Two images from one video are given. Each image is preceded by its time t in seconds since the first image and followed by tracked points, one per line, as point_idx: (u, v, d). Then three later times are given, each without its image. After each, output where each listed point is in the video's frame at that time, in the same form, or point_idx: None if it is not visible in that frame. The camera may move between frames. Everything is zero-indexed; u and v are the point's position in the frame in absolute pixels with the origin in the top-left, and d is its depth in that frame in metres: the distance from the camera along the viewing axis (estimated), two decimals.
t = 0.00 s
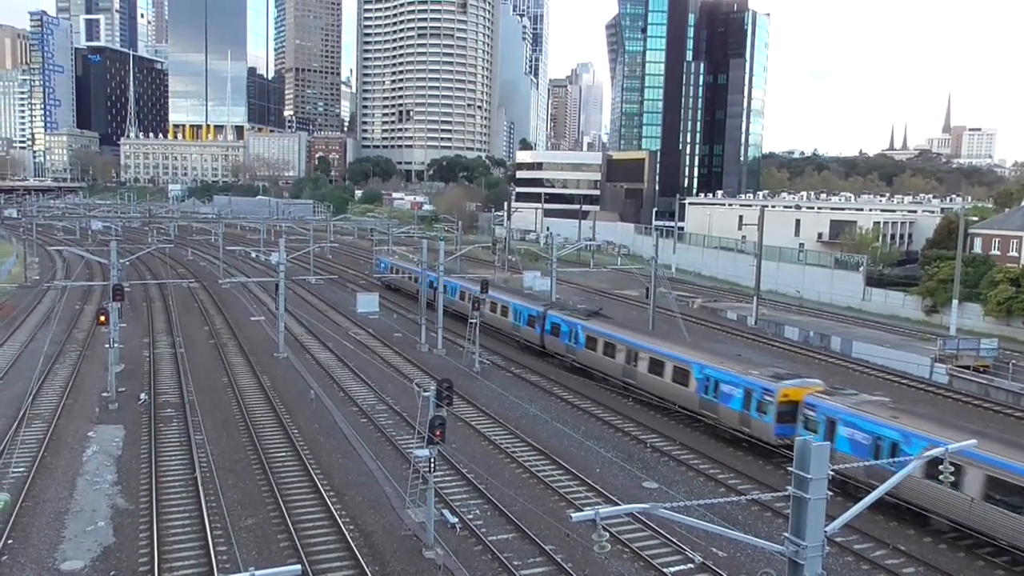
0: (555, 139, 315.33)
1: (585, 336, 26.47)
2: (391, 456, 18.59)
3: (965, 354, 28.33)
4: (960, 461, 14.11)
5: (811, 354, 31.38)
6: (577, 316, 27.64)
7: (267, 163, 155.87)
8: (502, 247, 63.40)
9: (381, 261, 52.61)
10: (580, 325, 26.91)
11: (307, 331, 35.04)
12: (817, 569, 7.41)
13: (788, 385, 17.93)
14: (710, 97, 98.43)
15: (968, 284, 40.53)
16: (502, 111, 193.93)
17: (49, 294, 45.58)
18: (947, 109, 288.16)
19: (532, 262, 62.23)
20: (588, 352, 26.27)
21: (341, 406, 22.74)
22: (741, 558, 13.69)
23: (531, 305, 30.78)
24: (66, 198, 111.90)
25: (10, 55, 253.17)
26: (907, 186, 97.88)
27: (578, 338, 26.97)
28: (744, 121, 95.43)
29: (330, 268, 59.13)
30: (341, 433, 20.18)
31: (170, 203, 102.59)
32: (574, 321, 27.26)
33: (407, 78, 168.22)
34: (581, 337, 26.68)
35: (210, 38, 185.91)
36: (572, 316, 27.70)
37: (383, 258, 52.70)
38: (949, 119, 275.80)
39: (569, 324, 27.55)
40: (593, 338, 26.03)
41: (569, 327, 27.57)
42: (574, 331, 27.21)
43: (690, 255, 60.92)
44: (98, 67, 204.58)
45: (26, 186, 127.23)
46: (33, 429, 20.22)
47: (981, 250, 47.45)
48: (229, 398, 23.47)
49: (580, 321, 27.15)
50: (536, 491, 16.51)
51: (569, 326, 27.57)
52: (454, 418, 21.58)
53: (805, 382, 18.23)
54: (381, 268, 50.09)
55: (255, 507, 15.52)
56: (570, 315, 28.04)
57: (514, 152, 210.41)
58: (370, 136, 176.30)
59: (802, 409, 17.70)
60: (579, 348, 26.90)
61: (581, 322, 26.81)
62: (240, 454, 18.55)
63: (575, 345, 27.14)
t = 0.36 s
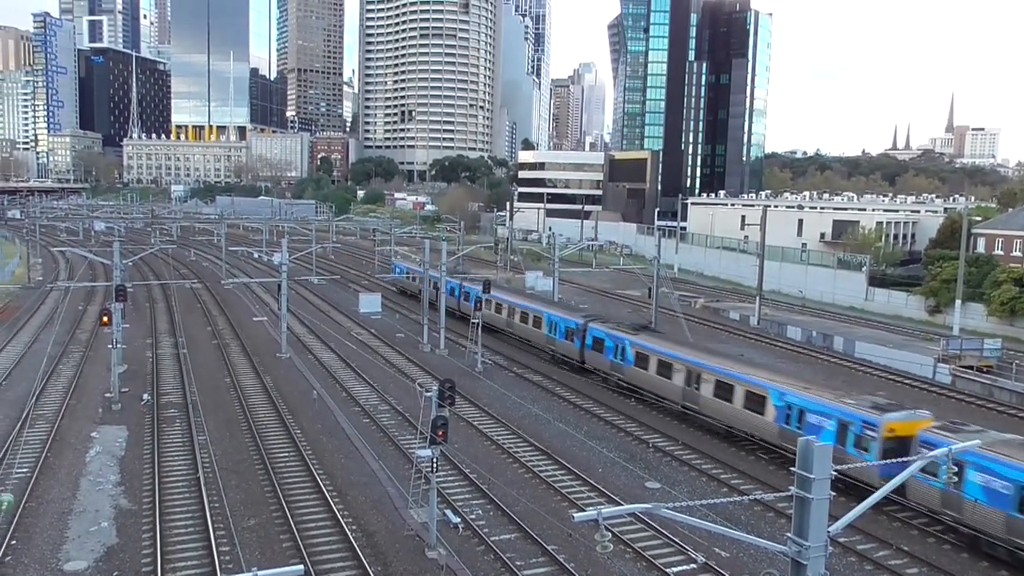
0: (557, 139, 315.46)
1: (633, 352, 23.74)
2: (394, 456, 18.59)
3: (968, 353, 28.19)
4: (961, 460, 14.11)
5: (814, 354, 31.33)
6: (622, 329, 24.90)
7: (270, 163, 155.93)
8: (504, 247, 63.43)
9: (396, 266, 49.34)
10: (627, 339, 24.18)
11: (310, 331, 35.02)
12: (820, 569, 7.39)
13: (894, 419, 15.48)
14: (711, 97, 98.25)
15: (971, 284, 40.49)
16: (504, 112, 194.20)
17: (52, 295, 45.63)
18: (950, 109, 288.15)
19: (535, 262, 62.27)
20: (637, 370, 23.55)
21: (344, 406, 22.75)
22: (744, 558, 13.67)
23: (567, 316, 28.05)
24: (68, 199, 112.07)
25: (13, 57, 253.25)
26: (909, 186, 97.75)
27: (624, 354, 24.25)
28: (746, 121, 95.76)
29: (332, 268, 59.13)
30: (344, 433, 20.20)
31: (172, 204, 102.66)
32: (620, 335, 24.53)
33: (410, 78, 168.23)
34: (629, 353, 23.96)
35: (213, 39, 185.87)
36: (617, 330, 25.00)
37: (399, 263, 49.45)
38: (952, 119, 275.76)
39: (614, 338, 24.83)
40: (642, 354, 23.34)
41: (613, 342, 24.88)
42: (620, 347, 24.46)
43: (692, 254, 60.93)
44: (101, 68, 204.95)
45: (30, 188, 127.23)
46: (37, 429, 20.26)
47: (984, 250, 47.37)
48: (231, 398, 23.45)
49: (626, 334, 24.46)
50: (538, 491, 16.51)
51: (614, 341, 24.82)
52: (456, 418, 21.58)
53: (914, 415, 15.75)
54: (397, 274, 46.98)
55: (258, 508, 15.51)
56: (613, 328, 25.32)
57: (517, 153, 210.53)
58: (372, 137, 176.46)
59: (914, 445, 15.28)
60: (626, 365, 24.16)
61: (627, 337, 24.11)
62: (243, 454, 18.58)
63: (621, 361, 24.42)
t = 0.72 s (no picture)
0: (560, 140, 315.54)
1: (696, 372, 21.05)
2: (397, 457, 18.58)
3: (974, 354, 27.96)
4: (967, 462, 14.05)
5: (818, 355, 31.29)
6: (681, 347, 22.17)
7: (274, 164, 156.28)
8: (508, 248, 63.52)
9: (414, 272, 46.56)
10: (688, 359, 21.46)
11: (314, 332, 35.02)
12: (824, 570, 7.37)
13: None
14: (716, 97, 98.74)
15: (976, 284, 40.39)
16: (507, 112, 194.23)
17: (57, 296, 45.71)
18: (954, 109, 287.85)
19: (538, 263, 62.35)
20: (701, 394, 20.93)
21: (348, 408, 22.73)
22: (748, 559, 13.64)
23: (614, 330, 25.28)
24: (72, 200, 112.42)
25: (17, 59, 253.95)
26: (913, 186, 97.62)
27: (685, 376, 21.56)
28: (750, 121, 95.82)
29: (336, 269, 59.22)
30: (348, 434, 20.20)
31: (177, 205, 103.01)
32: (680, 354, 21.80)
33: (414, 79, 168.36)
34: (690, 375, 21.29)
35: (217, 39, 186.32)
36: (673, 347, 22.32)
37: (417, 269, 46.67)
38: (956, 119, 275.26)
39: (670, 357, 22.15)
40: (706, 376, 20.72)
41: (670, 361, 22.19)
42: (680, 367, 21.74)
43: (696, 255, 60.92)
44: (106, 70, 205.62)
45: (34, 189, 127.66)
46: (41, 430, 20.31)
47: (989, 250, 47.24)
48: (235, 400, 23.43)
49: (686, 353, 21.78)
50: (542, 492, 16.51)
51: (672, 361, 22.06)
52: (460, 419, 21.57)
53: None
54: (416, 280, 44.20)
55: (262, 509, 15.51)
56: (669, 345, 22.65)
57: (520, 154, 210.69)
58: (376, 138, 176.55)
59: None
60: (687, 389, 21.46)
61: (688, 356, 21.45)
62: (247, 456, 18.56)
63: (681, 385, 21.71)
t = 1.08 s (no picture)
0: (562, 140, 315.53)
1: (771, 399, 18.40)
2: (399, 458, 18.56)
3: (976, 354, 27.99)
4: (973, 463, 13.97)
5: (820, 354, 31.30)
6: (750, 370, 19.49)
7: (275, 165, 156.48)
8: (509, 249, 63.46)
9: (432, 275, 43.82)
10: (761, 382, 18.79)
11: (315, 333, 34.97)
12: (827, 570, 7.35)
13: None
14: (716, 97, 98.71)
15: (978, 284, 40.34)
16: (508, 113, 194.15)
17: (60, 297, 45.74)
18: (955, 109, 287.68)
19: (540, 264, 62.26)
20: (778, 424, 18.27)
21: (349, 409, 22.69)
22: (751, 560, 13.62)
23: (666, 347, 22.57)
24: (75, 201, 112.80)
25: (20, 60, 254.34)
26: (915, 186, 97.53)
27: (757, 402, 18.84)
28: (751, 121, 95.84)
29: (337, 270, 59.21)
30: (349, 435, 20.18)
31: (178, 206, 103.07)
32: (750, 376, 19.15)
33: (415, 80, 168.36)
34: (765, 401, 18.59)
35: (218, 40, 186.56)
36: (741, 369, 19.65)
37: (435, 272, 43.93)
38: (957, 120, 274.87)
39: (739, 380, 19.46)
40: (785, 403, 18.05)
41: (738, 385, 19.49)
42: (751, 392, 19.04)
43: (698, 256, 60.89)
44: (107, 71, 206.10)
45: (37, 190, 127.74)
46: (44, 431, 20.35)
47: (991, 250, 47.15)
48: (237, 401, 23.40)
49: (758, 376, 19.11)
50: (544, 493, 16.48)
51: (742, 385, 19.33)
52: (461, 420, 21.54)
53: None
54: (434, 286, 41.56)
55: (264, 510, 15.49)
56: (734, 366, 20.00)
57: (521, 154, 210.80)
58: (377, 139, 176.51)
59: None
60: (760, 416, 18.77)
61: (761, 379, 18.76)
62: (249, 457, 18.52)
63: (752, 412, 19.00)
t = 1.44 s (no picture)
0: (565, 142, 315.78)
1: (873, 434, 15.95)
2: (402, 459, 18.57)
3: (980, 354, 27.93)
4: (977, 463, 13.94)
5: (824, 355, 31.26)
6: (842, 399, 17.03)
7: (278, 167, 156.87)
8: (512, 250, 63.45)
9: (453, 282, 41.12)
10: (858, 414, 16.37)
11: (318, 335, 34.96)
12: (832, 572, 7.33)
13: None
14: (719, 98, 98.69)
15: (982, 284, 40.27)
16: (511, 114, 194.16)
17: (64, 299, 45.84)
18: (959, 109, 287.07)
19: (543, 265, 62.18)
20: (883, 464, 15.81)
21: (353, 410, 22.71)
22: (754, 561, 13.61)
23: (733, 367, 20.05)
24: (80, 203, 113.20)
25: (24, 63, 255.26)
26: (918, 186, 97.44)
27: (854, 437, 16.40)
28: (755, 121, 95.77)
29: (340, 272, 59.23)
30: (352, 436, 20.19)
31: (182, 208, 103.27)
32: (844, 407, 16.72)
33: (417, 82, 168.53)
34: (865, 436, 16.14)
35: (222, 42, 187.17)
36: (829, 397, 17.20)
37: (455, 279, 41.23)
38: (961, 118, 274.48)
39: (829, 411, 17.03)
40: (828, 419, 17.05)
41: (829, 417, 17.04)
42: (846, 425, 16.63)
43: (701, 257, 60.77)
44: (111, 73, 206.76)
45: (41, 193, 128.04)
46: (48, 432, 20.38)
47: (995, 250, 47.08)
48: (241, 402, 23.42)
49: (852, 407, 16.65)
50: (548, 494, 16.45)
51: (837, 416, 16.83)
52: (465, 422, 21.55)
53: None
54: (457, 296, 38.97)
55: (267, 511, 15.51)
56: (820, 394, 17.52)
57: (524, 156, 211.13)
58: (380, 141, 176.75)
59: None
60: (860, 454, 16.31)
61: (858, 411, 16.34)
62: (252, 458, 18.58)
63: (849, 448, 16.55)
